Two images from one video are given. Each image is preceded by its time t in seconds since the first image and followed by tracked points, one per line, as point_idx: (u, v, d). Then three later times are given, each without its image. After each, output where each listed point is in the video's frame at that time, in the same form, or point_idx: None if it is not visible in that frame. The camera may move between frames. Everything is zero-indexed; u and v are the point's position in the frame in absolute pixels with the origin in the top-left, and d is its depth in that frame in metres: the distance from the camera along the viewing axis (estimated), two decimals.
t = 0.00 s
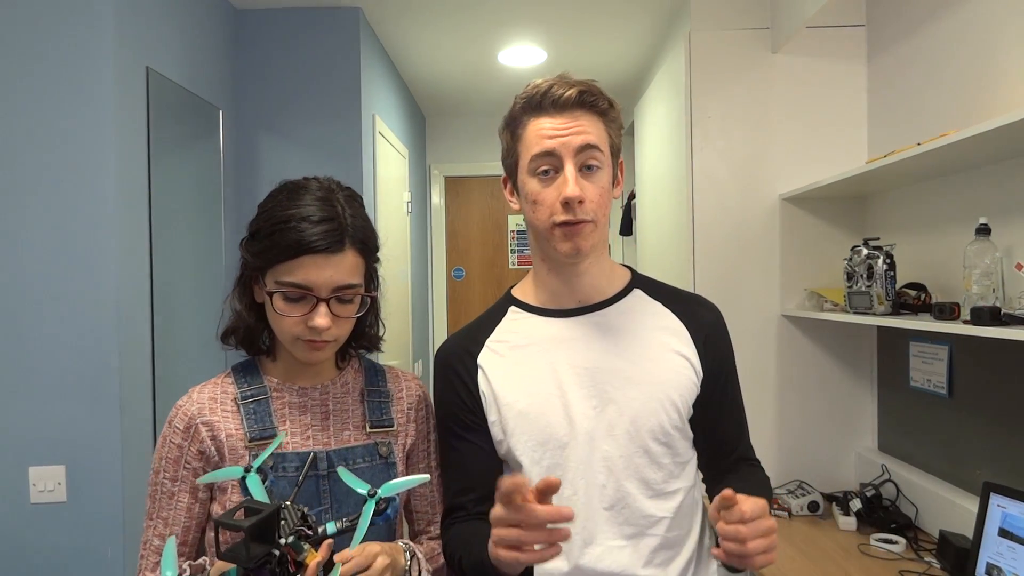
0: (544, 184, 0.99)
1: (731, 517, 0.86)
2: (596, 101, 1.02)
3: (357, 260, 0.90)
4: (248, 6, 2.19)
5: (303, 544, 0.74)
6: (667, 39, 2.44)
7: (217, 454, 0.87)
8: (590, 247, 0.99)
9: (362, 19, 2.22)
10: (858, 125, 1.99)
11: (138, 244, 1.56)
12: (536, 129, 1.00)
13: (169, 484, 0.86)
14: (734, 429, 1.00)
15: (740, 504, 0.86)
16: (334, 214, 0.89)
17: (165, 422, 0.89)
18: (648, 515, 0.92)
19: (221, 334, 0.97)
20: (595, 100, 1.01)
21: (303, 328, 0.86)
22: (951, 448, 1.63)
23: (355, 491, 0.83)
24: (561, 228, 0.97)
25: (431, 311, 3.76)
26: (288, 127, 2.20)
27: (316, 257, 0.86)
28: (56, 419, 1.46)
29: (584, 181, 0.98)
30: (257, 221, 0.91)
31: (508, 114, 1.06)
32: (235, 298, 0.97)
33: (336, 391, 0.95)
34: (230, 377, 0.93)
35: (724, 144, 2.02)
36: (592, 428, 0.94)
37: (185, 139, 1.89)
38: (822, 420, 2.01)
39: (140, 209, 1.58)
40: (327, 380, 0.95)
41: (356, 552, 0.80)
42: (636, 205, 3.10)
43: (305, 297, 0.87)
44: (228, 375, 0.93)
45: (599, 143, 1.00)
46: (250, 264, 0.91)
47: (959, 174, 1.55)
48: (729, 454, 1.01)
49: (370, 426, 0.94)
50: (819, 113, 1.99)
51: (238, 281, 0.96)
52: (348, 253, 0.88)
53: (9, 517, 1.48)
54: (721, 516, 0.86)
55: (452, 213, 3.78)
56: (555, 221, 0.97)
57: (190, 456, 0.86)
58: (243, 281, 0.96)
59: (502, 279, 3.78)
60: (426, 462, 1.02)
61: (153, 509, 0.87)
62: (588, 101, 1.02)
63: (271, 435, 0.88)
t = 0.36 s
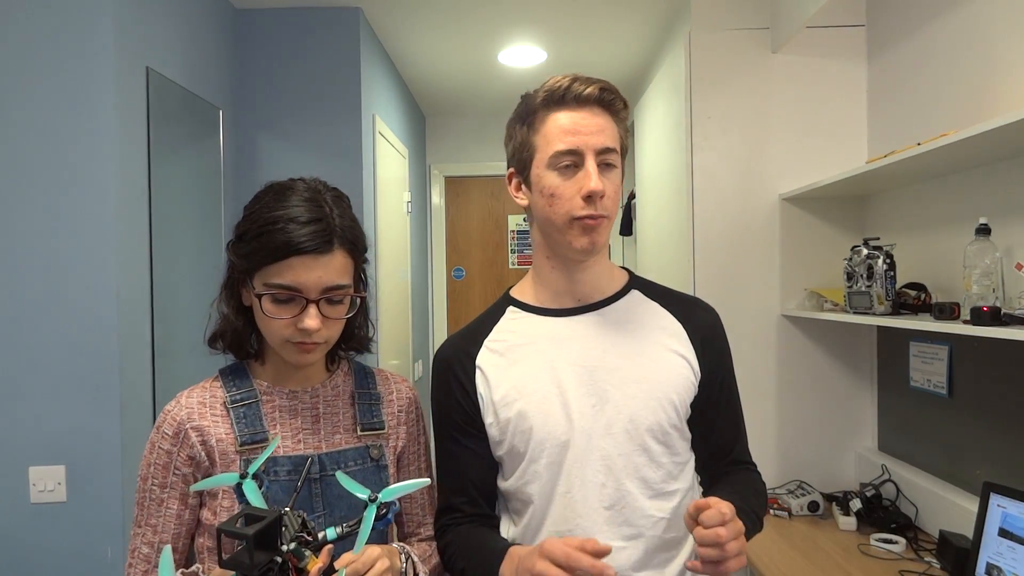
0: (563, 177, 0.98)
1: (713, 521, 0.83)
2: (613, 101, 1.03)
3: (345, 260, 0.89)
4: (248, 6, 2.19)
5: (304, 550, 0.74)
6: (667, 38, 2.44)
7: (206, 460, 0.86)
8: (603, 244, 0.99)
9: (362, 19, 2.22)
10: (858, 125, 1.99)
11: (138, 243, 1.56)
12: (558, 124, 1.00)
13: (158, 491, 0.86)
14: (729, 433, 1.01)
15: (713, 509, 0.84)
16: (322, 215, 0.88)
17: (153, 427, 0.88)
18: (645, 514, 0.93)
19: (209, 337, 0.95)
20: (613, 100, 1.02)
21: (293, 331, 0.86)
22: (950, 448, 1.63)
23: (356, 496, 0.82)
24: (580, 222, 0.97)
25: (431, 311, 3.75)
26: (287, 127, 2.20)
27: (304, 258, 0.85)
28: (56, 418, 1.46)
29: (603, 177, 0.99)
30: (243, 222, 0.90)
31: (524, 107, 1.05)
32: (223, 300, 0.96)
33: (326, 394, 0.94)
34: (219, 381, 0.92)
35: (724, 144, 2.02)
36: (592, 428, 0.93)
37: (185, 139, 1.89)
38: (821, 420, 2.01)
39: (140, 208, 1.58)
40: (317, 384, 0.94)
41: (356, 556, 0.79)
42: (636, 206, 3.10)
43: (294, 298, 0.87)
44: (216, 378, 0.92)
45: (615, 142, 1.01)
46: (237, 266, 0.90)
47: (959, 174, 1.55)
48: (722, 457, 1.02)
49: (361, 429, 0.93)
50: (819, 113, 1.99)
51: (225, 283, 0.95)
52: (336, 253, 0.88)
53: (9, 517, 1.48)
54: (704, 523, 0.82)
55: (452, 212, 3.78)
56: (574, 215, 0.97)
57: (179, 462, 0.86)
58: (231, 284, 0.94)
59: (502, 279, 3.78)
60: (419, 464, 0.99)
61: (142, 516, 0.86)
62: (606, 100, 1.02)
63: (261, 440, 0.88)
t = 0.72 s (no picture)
0: (570, 178, 0.99)
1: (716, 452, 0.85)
2: (624, 105, 1.04)
3: (335, 259, 0.89)
4: (248, 7, 2.19)
5: (304, 562, 0.74)
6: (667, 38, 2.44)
7: (203, 463, 0.86)
8: (605, 245, 1.00)
9: (362, 19, 2.22)
10: (858, 125, 1.99)
11: (137, 243, 1.56)
12: (567, 125, 1.00)
13: (155, 494, 0.86)
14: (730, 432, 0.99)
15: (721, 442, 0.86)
16: (310, 214, 0.88)
17: (149, 430, 0.88)
18: (645, 513, 0.93)
19: (202, 341, 0.95)
20: (625, 103, 1.02)
21: (284, 332, 0.86)
22: (951, 448, 1.63)
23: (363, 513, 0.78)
24: (584, 222, 0.97)
25: (431, 311, 3.75)
26: (288, 127, 2.20)
27: (292, 258, 0.85)
28: (56, 418, 1.46)
29: (611, 179, 0.99)
30: (231, 224, 0.89)
31: (534, 105, 1.05)
32: (215, 303, 0.96)
33: (323, 395, 0.94)
34: (214, 382, 0.92)
35: (724, 143, 2.02)
36: (593, 427, 0.93)
37: (185, 139, 1.89)
38: (821, 420, 2.01)
39: (140, 208, 1.58)
40: (313, 385, 0.94)
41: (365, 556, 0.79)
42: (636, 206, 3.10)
43: (284, 299, 0.87)
44: (212, 380, 0.92)
45: (624, 146, 1.01)
46: (226, 269, 0.90)
47: (959, 174, 1.55)
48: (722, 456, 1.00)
49: (359, 430, 0.93)
50: (819, 113, 1.99)
51: (216, 286, 0.95)
52: (325, 253, 0.87)
53: (9, 517, 1.48)
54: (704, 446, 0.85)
55: (452, 212, 3.78)
56: (579, 216, 0.97)
57: (176, 465, 0.85)
58: (222, 286, 0.94)
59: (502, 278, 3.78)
60: (418, 464, 0.99)
61: (139, 519, 0.86)
62: (618, 103, 1.03)
63: (258, 442, 0.88)
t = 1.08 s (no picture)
0: (557, 185, 0.99)
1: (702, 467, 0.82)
2: (609, 108, 1.03)
3: (333, 260, 0.89)
4: (248, 6, 2.19)
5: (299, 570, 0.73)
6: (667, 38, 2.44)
7: (204, 463, 0.86)
8: (598, 249, 1.00)
9: (362, 19, 2.22)
10: (859, 125, 1.99)
11: (137, 243, 1.56)
12: (550, 132, 1.00)
13: (156, 494, 0.86)
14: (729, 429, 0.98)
15: (714, 462, 0.84)
16: (307, 215, 0.88)
17: (150, 431, 0.88)
18: (644, 512, 0.93)
19: (202, 341, 0.95)
20: (608, 106, 1.02)
21: (282, 334, 0.86)
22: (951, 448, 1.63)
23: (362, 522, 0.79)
24: (571, 229, 0.98)
25: (431, 311, 3.76)
26: (287, 127, 2.20)
27: (289, 260, 0.85)
28: (56, 418, 1.46)
29: (597, 184, 0.99)
30: (228, 227, 0.89)
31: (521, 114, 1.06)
32: (215, 304, 0.96)
33: (326, 394, 0.94)
34: (216, 382, 0.92)
35: (724, 143, 2.02)
36: (589, 426, 0.94)
37: (185, 139, 1.89)
38: (821, 419, 2.01)
39: (140, 208, 1.58)
40: (316, 384, 0.94)
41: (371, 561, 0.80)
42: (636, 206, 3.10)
43: (282, 302, 0.87)
44: (213, 380, 0.92)
45: (611, 149, 1.00)
46: (224, 272, 0.90)
47: (959, 174, 1.55)
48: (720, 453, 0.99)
49: (361, 430, 0.93)
50: (819, 113, 1.99)
51: (215, 288, 0.95)
52: (322, 254, 0.87)
53: (9, 517, 1.48)
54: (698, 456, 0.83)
55: (452, 212, 3.78)
56: (566, 223, 0.98)
57: (176, 465, 0.85)
58: (221, 288, 0.94)
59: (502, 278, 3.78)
60: (422, 463, 0.99)
61: (140, 519, 0.86)
62: (602, 106, 1.02)
63: (259, 442, 0.88)
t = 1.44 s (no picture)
0: (553, 185, 0.99)
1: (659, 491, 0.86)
2: (606, 110, 1.03)
3: (339, 263, 0.89)
4: (248, 6, 2.19)
5: None
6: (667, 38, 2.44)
7: (206, 463, 0.86)
8: (594, 247, 1.00)
9: (362, 19, 2.22)
10: (858, 126, 1.99)
11: (137, 243, 1.56)
12: (548, 133, 1.00)
13: (158, 494, 0.86)
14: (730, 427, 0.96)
15: (682, 522, 0.82)
16: (313, 217, 0.88)
17: (152, 430, 0.88)
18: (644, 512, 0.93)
19: (206, 341, 0.94)
20: (606, 108, 1.02)
21: (289, 336, 0.86)
22: (951, 448, 1.63)
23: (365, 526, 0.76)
24: (567, 227, 0.98)
25: (431, 311, 3.75)
26: (287, 127, 2.20)
27: (297, 263, 0.85)
28: (56, 418, 1.46)
29: (594, 184, 0.99)
30: (233, 227, 0.89)
31: (519, 115, 1.06)
32: (219, 304, 0.96)
33: (328, 393, 0.94)
34: (218, 381, 0.92)
35: (724, 143, 2.02)
36: (587, 427, 0.94)
37: (185, 139, 1.89)
38: (821, 419, 2.01)
39: (140, 208, 1.58)
40: (318, 383, 0.94)
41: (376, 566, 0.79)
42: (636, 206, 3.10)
43: (288, 305, 0.87)
44: (215, 379, 0.92)
45: (607, 150, 1.00)
46: (230, 273, 0.90)
47: (959, 174, 1.55)
48: (722, 451, 0.97)
49: (363, 428, 0.93)
50: (819, 113, 1.99)
51: (218, 287, 0.95)
52: (329, 257, 0.87)
53: (9, 517, 1.48)
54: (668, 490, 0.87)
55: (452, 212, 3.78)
56: (562, 221, 0.98)
57: (179, 465, 0.85)
58: (224, 288, 0.94)
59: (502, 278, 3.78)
60: (424, 461, 0.99)
61: (142, 519, 0.86)
62: (599, 109, 1.02)
63: (262, 441, 0.88)
